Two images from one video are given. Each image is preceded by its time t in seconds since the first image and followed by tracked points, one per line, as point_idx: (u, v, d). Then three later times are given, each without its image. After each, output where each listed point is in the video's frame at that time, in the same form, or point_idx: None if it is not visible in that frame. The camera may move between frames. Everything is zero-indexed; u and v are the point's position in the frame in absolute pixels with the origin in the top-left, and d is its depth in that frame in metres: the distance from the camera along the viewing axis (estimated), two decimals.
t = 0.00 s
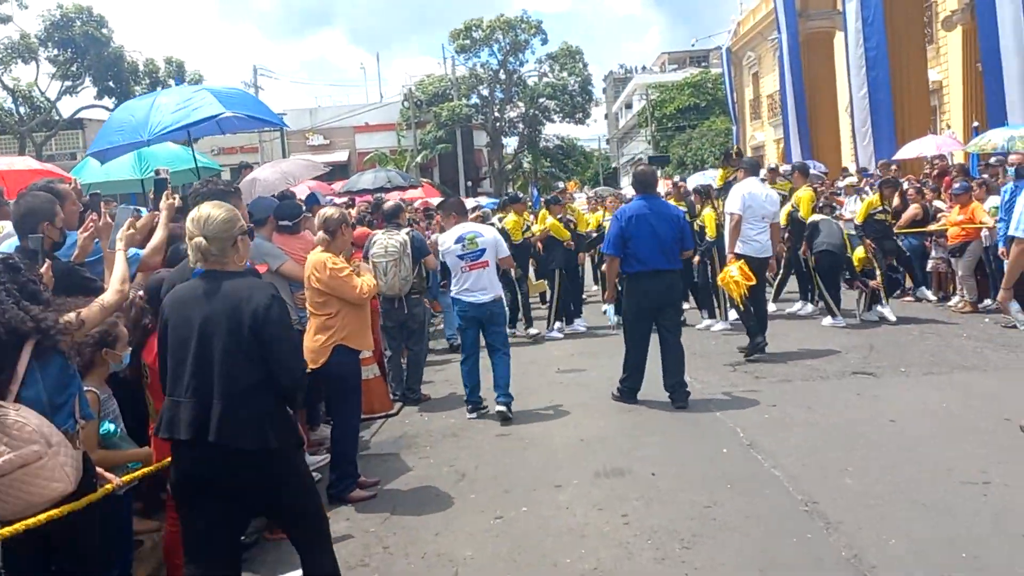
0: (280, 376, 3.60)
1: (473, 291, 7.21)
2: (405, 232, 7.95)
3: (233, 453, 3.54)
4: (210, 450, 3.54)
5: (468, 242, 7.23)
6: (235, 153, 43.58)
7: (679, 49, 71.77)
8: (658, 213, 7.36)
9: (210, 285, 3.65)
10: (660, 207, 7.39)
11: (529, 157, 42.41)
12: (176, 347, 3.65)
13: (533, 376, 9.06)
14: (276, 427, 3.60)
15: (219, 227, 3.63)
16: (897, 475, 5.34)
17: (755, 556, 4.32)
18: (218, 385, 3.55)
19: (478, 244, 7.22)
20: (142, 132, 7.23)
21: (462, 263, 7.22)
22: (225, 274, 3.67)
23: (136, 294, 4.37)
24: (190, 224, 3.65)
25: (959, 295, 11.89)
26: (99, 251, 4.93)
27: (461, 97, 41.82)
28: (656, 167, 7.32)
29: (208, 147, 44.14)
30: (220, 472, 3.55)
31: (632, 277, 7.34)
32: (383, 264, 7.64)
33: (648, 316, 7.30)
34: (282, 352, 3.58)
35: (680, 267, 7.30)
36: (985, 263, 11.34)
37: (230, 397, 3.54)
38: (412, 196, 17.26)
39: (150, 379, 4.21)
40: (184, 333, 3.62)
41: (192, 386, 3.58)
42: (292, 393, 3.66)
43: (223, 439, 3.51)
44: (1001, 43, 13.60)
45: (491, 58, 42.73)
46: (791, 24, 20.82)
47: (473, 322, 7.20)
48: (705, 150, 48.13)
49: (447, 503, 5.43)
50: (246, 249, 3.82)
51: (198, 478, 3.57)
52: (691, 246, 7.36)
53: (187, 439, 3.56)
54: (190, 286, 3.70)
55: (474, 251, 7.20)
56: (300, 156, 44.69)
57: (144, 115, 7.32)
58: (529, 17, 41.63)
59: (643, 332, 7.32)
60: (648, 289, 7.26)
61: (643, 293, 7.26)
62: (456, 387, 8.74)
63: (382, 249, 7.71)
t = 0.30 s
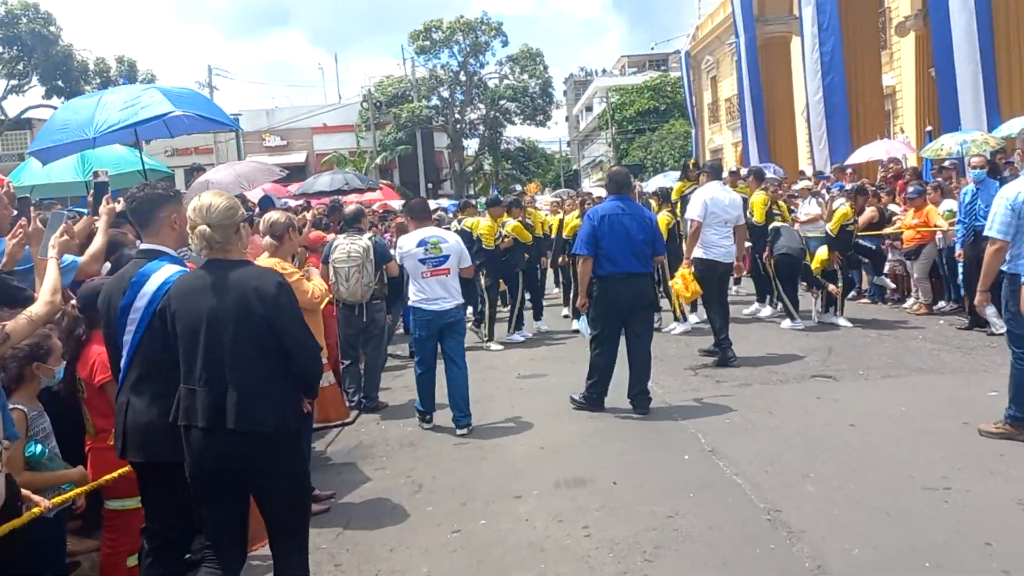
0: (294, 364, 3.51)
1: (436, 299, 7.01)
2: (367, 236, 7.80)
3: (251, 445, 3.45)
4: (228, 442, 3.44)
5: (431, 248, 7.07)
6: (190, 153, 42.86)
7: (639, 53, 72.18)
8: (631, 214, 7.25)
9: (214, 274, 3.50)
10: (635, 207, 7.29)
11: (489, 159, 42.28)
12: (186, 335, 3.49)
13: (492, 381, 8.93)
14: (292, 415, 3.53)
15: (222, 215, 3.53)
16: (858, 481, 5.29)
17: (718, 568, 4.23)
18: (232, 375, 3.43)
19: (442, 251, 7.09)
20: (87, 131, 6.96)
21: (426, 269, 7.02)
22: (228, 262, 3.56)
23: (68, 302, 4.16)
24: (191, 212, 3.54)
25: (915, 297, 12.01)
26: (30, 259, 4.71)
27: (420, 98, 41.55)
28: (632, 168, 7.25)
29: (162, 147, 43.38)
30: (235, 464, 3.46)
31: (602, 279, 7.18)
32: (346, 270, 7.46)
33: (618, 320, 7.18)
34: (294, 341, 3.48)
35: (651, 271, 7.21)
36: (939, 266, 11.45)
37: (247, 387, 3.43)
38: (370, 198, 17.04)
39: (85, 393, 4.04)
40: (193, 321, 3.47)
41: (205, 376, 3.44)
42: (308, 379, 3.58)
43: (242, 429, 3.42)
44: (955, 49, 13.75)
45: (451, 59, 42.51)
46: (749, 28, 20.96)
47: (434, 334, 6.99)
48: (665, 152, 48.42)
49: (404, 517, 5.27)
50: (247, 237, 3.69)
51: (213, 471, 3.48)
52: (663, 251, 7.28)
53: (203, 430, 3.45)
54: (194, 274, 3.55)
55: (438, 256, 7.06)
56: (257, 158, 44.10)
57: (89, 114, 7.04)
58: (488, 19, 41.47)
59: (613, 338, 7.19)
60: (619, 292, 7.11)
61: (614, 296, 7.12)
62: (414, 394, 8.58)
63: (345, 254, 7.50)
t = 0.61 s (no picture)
0: (313, 362, 3.54)
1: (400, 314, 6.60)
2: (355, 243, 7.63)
3: (267, 440, 3.42)
4: (244, 437, 3.39)
5: (396, 260, 6.61)
6: (176, 160, 42.59)
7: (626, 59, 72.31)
8: (619, 220, 7.12)
9: (236, 271, 3.52)
10: (620, 212, 7.16)
11: (477, 165, 42.17)
12: (203, 332, 3.48)
13: (479, 390, 8.79)
14: (309, 413, 3.53)
15: (247, 214, 3.59)
16: (855, 493, 5.17)
17: None
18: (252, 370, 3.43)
19: (407, 264, 6.62)
20: (66, 132, 6.77)
21: (387, 283, 6.60)
22: (251, 259, 3.58)
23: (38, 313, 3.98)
24: (215, 212, 3.57)
25: (905, 303, 11.95)
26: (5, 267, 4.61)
27: (408, 105, 41.41)
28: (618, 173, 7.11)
29: (147, 154, 43.11)
30: (250, 460, 3.41)
31: (589, 287, 7.06)
32: (331, 278, 7.29)
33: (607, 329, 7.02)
34: (314, 339, 3.51)
35: (639, 279, 7.07)
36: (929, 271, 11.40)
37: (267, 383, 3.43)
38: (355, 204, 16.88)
39: (57, 407, 3.86)
40: (214, 316, 3.47)
41: (223, 370, 3.42)
42: (324, 378, 3.59)
43: (261, 423, 3.40)
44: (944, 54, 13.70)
45: (438, 66, 42.39)
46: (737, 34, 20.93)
47: (403, 347, 6.59)
48: (652, 159, 48.46)
49: (390, 532, 5.12)
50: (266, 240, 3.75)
51: (228, 467, 3.43)
52: (652, 258, 7.13)
53: (218, 425, 3.40)
54: (211, 272, 3.55)
55: (402, 271, 6.59)
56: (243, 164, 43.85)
57: (69, 116, 6.84)
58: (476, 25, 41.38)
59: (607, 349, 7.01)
60: (605, 301, 6.98)
61: (601, 305, 6.99)
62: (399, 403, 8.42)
63: (331, 262, 7.30)
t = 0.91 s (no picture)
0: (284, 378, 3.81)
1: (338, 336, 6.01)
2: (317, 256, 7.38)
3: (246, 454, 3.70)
4: (224, 447, 3.67)
5: (332, 277, 5.95)
6: (143, 169, 42.00)
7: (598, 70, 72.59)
8: (584, 232, 6.98)
9: (209, 292, 3.76)
10: (586, 224, 7.01)
11: (449, 176, 41.97)
12: (181, 351, 3.71)
13: (450, 405, 8.60)
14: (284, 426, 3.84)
15: (212, 234, 3.82)
16: (835, 511, 5.06)
17: None
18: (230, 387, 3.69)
19: (343, 283, 5.94)
20: (23, 140, 6.52)
21: (322, 301, 6.00)
22: (217, 278, 3.81)
23: None
24: (181, 232, 3.81)
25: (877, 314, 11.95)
26: None
27: (379, 115, 41.16)
28: (584, 183, 6.97)
29: (114, 163, 42.48)
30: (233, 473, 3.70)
31: (556, 301, 6.93)
32: (293, 293, 7.05)
33: (577, 343, 6.89)
34: (286, 357, 3.79)
35: (607, 292, 6.92)
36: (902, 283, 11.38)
37: (242, 395, 3.69)
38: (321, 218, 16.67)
39: None
40: (192, 336, 3.70)
41: (203, 388, 3.69)
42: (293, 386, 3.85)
43: (240, 434, 3.67)
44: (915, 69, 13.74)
45: (410, 76, 42.20)
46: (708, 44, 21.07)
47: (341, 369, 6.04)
48: (624, 169, 48.56)
49: (357, 556, 4.93)
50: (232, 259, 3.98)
51: (210, 480, 3.72)
52: (621, 269, 6.99)
53: (200, 437, 3.68)
54: (185, 292, 3.78)
55: (336, 290, 5.93)
56: (212, 174, 43.37)
57: (27, 123, 6.59)
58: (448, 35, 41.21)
59: (577, 363, 6.86)
60: (572, 315, 6.86)
61: (568, 318, 6.85)
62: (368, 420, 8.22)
63: (293, 275, 7.06)
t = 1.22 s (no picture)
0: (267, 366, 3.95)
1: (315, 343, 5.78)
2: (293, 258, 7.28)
3: (232, 437, 3.88)
4: (212, 433, 3.84)
5: (306, 282, 5.75)
6: (130, 170, 41.75)
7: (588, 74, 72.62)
8: (561, 234, 6.90)
9: (190, 284, 3.89)
10: (564, 226, 6.93)
11: (438, 178, 41.84)
12: (163, 343, 3.82)
13: (434, 409, 8.52)
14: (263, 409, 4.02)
15: (190, 229, 3.92)
16: (820, 518, 5.01)
17: None
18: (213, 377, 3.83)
19: (316, 287, 5.74)
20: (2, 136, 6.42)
21: (296, 307, 5.79)
22: (195, 271, 3.94)
23: None
24: (160, 227, 3.91)
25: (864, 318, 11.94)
26: None
27: (368, 117, 41.03)
28: (562, 185, 6.89)
29: (101, 163, 42.20)
30: (221, 455, 3.87)
31: (536, 305, 6.88)
32: (269, 294, 6.93)
33: (560, 348, 6.81)
34: (268, 345, 3.95)
35: (588, 295, 6.83)
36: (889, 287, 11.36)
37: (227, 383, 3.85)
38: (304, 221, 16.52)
39: None
40: (173, 328, 3.82)
41: (189, 376, 3.81)
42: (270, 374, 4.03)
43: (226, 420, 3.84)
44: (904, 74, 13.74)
45: (400, 78, 42.08)
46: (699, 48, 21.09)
47: (316, 380, 5.83)
48: (613, 172, 48.57)
49: (336, 562, 4.84)
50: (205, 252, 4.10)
51: (196, 465, 3.84)
52: (602, 271, 6.87)
53: (188, 425, 3.80)
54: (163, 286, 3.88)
55: (310, 295, 5.73)
56: (200, 175, 43.13)
57: (7, 119, 6.49)
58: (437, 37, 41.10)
59: (559, 368, 6.77)
60: (552, 319, 6.78)
61: (549, 322, 6.78)
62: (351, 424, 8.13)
63: (268, 277, 6.93)
